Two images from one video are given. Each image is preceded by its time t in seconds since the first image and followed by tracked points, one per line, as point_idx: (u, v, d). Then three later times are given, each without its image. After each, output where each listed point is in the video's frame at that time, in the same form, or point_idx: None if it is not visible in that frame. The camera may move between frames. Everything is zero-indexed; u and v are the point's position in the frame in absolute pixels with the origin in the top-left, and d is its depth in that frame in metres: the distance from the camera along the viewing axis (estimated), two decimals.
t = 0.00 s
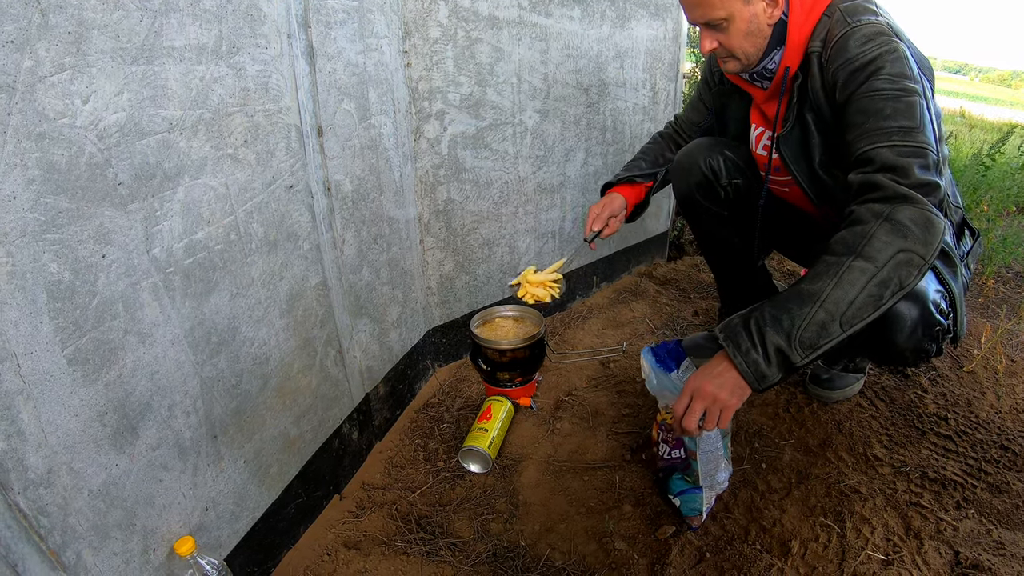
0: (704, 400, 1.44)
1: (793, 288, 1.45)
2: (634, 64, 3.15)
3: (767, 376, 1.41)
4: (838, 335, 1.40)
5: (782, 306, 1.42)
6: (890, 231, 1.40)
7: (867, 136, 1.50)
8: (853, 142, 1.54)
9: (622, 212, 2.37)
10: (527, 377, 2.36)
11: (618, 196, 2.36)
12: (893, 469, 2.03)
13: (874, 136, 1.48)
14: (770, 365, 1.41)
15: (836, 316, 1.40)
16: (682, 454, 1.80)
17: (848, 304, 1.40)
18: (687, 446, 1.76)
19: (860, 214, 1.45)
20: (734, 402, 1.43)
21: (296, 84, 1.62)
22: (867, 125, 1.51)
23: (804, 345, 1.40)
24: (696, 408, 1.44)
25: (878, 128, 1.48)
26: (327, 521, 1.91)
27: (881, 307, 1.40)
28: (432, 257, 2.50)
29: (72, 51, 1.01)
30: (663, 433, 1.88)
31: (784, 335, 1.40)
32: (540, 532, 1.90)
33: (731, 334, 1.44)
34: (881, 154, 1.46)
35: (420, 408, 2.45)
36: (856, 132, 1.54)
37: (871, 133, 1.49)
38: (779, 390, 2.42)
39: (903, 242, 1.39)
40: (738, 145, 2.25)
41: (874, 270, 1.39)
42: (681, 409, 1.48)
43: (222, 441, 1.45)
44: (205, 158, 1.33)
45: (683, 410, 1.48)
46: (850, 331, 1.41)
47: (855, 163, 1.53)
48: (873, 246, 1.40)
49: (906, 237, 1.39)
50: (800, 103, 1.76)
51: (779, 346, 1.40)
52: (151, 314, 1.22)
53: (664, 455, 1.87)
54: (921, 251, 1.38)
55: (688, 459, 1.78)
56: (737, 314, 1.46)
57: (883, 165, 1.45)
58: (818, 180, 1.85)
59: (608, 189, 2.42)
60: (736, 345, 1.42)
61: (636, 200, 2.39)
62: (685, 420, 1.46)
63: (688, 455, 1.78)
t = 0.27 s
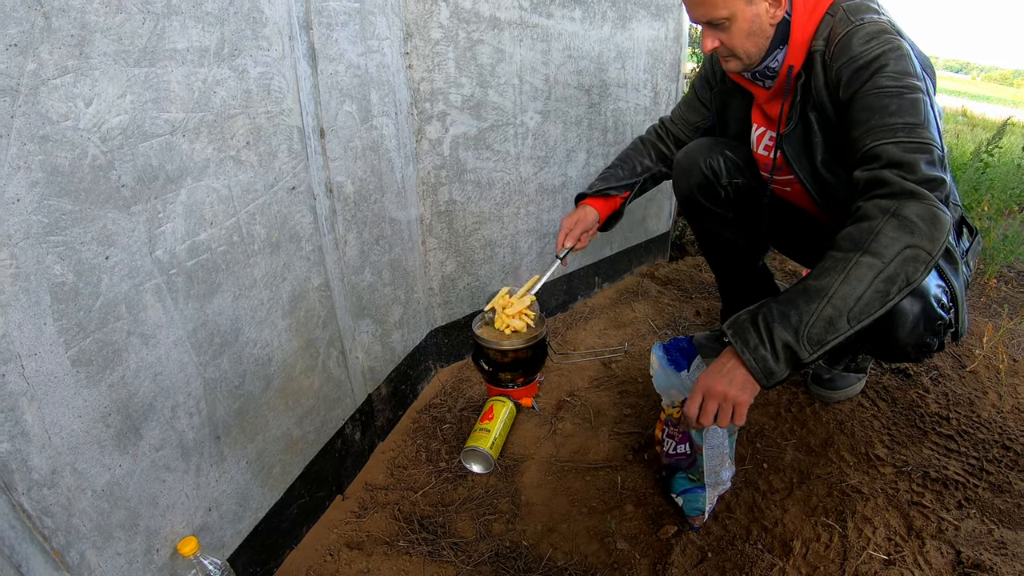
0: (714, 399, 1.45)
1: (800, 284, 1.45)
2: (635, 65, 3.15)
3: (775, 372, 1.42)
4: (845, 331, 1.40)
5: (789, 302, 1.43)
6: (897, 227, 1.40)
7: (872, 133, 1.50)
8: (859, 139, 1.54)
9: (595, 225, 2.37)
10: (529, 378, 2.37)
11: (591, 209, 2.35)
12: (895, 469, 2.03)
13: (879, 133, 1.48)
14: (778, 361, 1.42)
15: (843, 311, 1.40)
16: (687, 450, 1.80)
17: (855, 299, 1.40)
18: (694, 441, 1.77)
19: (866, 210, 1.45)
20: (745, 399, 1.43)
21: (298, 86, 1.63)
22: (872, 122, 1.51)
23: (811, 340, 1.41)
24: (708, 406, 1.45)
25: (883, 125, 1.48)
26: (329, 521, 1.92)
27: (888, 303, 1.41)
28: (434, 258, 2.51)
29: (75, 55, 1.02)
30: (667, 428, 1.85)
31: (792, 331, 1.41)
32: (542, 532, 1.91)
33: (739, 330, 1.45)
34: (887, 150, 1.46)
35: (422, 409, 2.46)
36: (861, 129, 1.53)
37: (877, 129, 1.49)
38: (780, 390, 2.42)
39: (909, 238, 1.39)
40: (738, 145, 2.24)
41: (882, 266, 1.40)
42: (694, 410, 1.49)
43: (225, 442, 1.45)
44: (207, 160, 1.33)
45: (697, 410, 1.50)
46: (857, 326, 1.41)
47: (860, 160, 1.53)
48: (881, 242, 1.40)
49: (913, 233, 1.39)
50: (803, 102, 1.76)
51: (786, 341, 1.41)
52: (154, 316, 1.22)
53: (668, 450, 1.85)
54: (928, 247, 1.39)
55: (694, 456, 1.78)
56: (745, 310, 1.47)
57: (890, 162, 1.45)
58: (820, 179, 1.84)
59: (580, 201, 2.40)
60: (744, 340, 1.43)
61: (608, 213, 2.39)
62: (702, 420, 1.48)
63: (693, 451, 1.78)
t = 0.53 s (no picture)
0: (722, 399, 1.46)
1: (807, 284, 1.45)
2: (637, 65, 3.15)
3: (780, 371, 1.42)
4: (851, 332, 1.41)
5: (795, 302, 1.43)
6: (904, 230, 1.40)
7: (880, 135, 1.49)
8: (867, 141, 1.53)
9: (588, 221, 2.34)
10: (532, 378, 2.37)
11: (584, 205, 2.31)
12: (897, 468, 2.02)
13: (888, 134, 1.48)
14: (783, 360, 1.42)
15: (849, 313, 1.41)
16: (691, 447, 1.81)
17: (861, 301, 1.40)
18: (697, 438, 1.78)
19: (874, 212, 1.45)
20: (754, 399, 1.43)
21: (300, 88, 1.64)
22: (880, 124, 1.50)
23: (817, 341, 1.41)
24: (716, 406, 1.47)
25: (892, 127, 1.47)
26: (333, 521, 1.92)
27: (894, 305, 1.41)
28: (437, 259, 2.51)
29: (79, 58, 1.02)
30: (671, 427, 1.85)
31: (797, 331, 1.42)
32: (545, 531, 1.91)
33: (745, 330, 1.45)
34: (897, 152, 1.45)
35: (426, 409, 2.46)
36: (869, 131, 1.53)
37: (885, 131, 1.48)
38: (783, 389, 2.41)
39: (917, 241, 1.39)
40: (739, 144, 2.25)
41: (889, 269, 1.40)
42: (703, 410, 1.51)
43: (229, 442, 1.46)
44: (211, 162, 1.34)
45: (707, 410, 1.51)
46: (863, 328, 1.41)
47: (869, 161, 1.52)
48: (888, 245, 1.40)
49: (921, 236, 1.38)
50: (809, 102, 1.75)
51: (792, 341, 1.41)
52: (158, 317, 1.23)
53: (671, 447, 1.85)
54: (935, 250, 1.38)
55: (698, 453, 1.79)
56: (751, 309, 1.48)
57: (898, 164, 1.44)
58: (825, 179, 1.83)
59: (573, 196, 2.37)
60: (749, 340, 1.44)
61: (602, 207, 2.38)
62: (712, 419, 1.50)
63: (697, 448, 1.79)
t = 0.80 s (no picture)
0: (726, 400, 1.47)
1: (811, 284, 1.45)
2: (638, 63, 3.15)
3: (782, 370, 1.43)
4: (853, 335, 1.41)
5: (799, 303, 1.43)
6: (910, 234, 1.39)
7: (889, 136, 1.49)
8: (875, 142, 1.53)
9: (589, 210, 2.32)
10: (535, 376, 2.37)
11: (583, 194, 2.30)
12: (900, 465, 2.02)
13: (897, 136, 1.47)
14: (785, 360, 1.43)
15: (852, 315, 1.41)
16: (693, 443, 1.80)
17: (865, 304, 1.40)
18: (699, 432, 1.78)
19: (880, 214, 1.44)
20: (756, 400, 1.45)
21: (302, 88, 1.64)
22: (889, 126, 1.49)
23: (819, 342, 1.42)
24: (719, 407, 1.49)
25: (901, 129, 1.47)
26: (337, 520, 1.93)
27: (897, 309, 1.41)
28: (439, 257, 2.51)
29: (81, 59, 1.03)
30: (672, 422, 1.84)
31: (800, 331, 1.42)
32: (548, 529, 1.91)
33: (747, 328, 1.46)
34: (905, 155, 1.44)
35: (429, 408, 2.47)
36: (878, 132, 1.52)
37: (894, 133, 1.48)
38: (785, 386, 2.41)
39: (922, 245, 1.39)
40: (745, 140, 2.25)
41: (893, 272, 1.40)
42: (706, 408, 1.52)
43: (233, 441, 1.46)
44: (213, 162, 1.35)
45: (710, 407, 1.53)
46: (865, 330, 1.42)
47: (877, 163, 1.51)
48: (894, 249, 1.40)
49: (927, 241, 1.38)
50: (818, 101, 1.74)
51: (794, 341, 1.42)
52: (162, 317, 1.24)
53: (673, 444, 1.85)
54: (940, 255, 1.38)
55: (700, 449, 1.79)
56: (754, 307, 1.48)
57: (907, 166, 1.44)
58: (829, 179, 1.83)
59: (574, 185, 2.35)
60: (752, 339, 1.44)
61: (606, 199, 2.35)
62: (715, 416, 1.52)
63: (699, 443, 1.79)
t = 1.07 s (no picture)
0: (730, 388, 1.49)
1: (821, 283, 1.45)
2: (641, 60, 3.14)
3: (787, 365, 1.44)
4: (861, 334, 1.41)
5: (808, 300, 1.43)
6: (924, 236, 1.38)
7: (902, 137, 1.47)
8: (888, 143, 1.51)
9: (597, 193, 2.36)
10: (538, 373, 2.36)
11: (592, 176, 2.34)
12: (904, 461, 2.01)
13: (910, 137, 1.45)
14: (791, 355, 1.43)
15: (861, 315, 1.40)
16: (695, 437, 1.79)
17: (874, 304, 1.40)
18: (700, 425, 1.76)
19: (893, 214, 1.43)
20: (761, 388, 1.47)
21: (304, 87, 1.64)
22: (902, 126, 1.48)
23: (826, 339, 1.42)
24: (722, 393, 1.51)
25: (914, 129, 1.45)
26: (341, 518, 1.93)
27: (906, 310, 1.41)
28: (442, 256, 2.51)
29: (84, 60, 1.03)
30: (675, 416, 1.84)
31: (807, 329, 1.42)
32: (552, 527, 1.91)
33: (755, 321, 1.46)
34: (920, 156, 1.42)
35: (433, 406, 2.47)
36: (891, 132, 1.51)
37: (907, 134, 1.46)
38: (789, 383, 2.40)
39: (935, 247, 1.38)
40: (751, 136, 2.25)
41: (904, 274, 1.39)
42: (709, 393, 1.54)
43: (237, 440, 1.47)
44: (216, 162, 1.35)
45: (712, 393, 1.54)
46: (873, 330, 1.42)
47: (890, 163, 1.50)
48: (906, 250, 1.39)
49: (940, 243, 1.37)
50: (828, 99, 1.72)
51: (801, 338, 1.42)
52: (166, 316, 1.24)
53: (676, 439, 1.84)
54: (953, 259, 1.37)
55: (702, 442, 1.77)
56: (763, 301, 1.48)
57: (921, 167, 1.42)
58: (836, 177, 1.83)
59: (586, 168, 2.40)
60: (759, 332, 1.45)
61: (615, 184, 2.39)
62: (715, 402, 1.54)
63: (701, 437, 1.77)
